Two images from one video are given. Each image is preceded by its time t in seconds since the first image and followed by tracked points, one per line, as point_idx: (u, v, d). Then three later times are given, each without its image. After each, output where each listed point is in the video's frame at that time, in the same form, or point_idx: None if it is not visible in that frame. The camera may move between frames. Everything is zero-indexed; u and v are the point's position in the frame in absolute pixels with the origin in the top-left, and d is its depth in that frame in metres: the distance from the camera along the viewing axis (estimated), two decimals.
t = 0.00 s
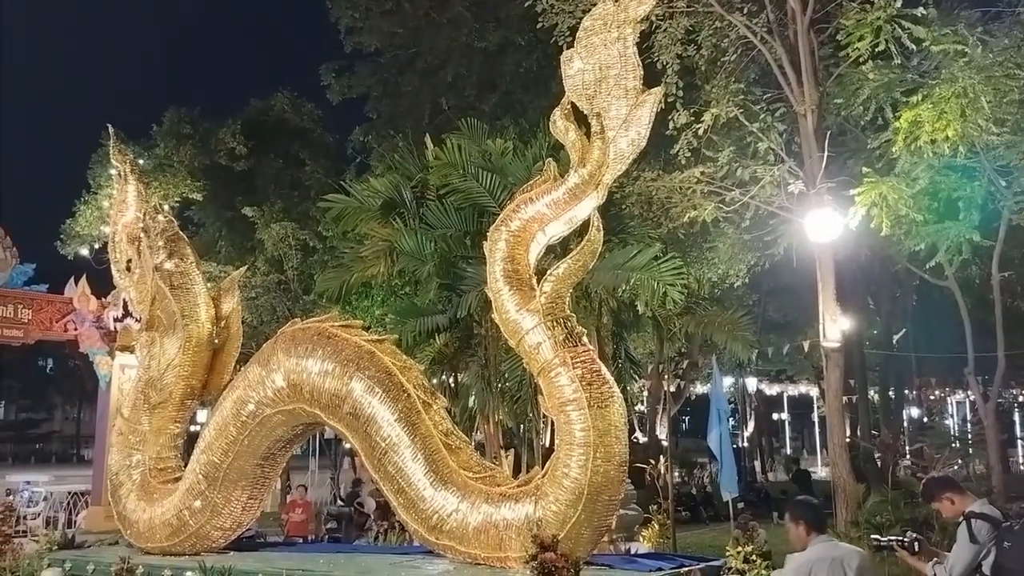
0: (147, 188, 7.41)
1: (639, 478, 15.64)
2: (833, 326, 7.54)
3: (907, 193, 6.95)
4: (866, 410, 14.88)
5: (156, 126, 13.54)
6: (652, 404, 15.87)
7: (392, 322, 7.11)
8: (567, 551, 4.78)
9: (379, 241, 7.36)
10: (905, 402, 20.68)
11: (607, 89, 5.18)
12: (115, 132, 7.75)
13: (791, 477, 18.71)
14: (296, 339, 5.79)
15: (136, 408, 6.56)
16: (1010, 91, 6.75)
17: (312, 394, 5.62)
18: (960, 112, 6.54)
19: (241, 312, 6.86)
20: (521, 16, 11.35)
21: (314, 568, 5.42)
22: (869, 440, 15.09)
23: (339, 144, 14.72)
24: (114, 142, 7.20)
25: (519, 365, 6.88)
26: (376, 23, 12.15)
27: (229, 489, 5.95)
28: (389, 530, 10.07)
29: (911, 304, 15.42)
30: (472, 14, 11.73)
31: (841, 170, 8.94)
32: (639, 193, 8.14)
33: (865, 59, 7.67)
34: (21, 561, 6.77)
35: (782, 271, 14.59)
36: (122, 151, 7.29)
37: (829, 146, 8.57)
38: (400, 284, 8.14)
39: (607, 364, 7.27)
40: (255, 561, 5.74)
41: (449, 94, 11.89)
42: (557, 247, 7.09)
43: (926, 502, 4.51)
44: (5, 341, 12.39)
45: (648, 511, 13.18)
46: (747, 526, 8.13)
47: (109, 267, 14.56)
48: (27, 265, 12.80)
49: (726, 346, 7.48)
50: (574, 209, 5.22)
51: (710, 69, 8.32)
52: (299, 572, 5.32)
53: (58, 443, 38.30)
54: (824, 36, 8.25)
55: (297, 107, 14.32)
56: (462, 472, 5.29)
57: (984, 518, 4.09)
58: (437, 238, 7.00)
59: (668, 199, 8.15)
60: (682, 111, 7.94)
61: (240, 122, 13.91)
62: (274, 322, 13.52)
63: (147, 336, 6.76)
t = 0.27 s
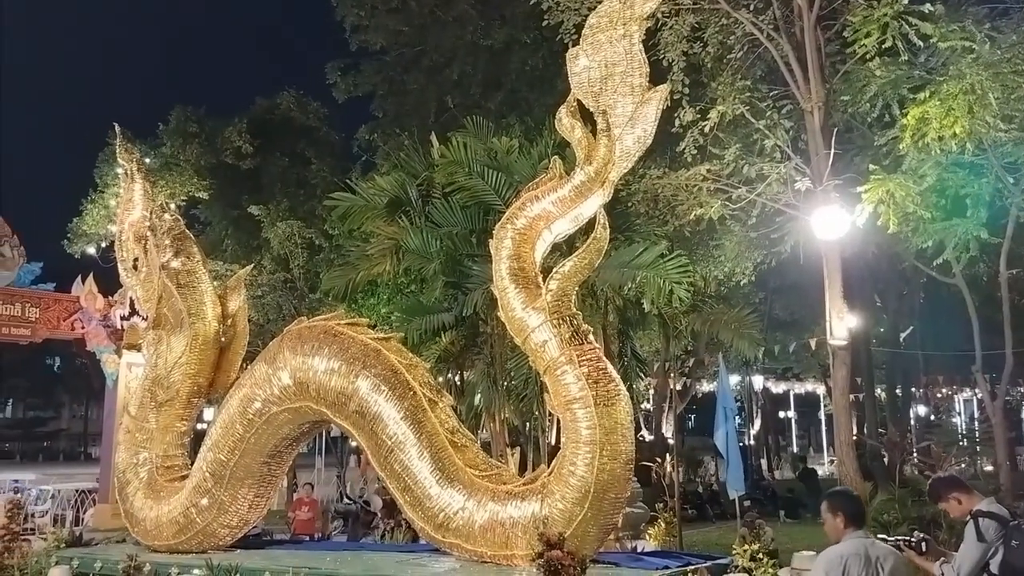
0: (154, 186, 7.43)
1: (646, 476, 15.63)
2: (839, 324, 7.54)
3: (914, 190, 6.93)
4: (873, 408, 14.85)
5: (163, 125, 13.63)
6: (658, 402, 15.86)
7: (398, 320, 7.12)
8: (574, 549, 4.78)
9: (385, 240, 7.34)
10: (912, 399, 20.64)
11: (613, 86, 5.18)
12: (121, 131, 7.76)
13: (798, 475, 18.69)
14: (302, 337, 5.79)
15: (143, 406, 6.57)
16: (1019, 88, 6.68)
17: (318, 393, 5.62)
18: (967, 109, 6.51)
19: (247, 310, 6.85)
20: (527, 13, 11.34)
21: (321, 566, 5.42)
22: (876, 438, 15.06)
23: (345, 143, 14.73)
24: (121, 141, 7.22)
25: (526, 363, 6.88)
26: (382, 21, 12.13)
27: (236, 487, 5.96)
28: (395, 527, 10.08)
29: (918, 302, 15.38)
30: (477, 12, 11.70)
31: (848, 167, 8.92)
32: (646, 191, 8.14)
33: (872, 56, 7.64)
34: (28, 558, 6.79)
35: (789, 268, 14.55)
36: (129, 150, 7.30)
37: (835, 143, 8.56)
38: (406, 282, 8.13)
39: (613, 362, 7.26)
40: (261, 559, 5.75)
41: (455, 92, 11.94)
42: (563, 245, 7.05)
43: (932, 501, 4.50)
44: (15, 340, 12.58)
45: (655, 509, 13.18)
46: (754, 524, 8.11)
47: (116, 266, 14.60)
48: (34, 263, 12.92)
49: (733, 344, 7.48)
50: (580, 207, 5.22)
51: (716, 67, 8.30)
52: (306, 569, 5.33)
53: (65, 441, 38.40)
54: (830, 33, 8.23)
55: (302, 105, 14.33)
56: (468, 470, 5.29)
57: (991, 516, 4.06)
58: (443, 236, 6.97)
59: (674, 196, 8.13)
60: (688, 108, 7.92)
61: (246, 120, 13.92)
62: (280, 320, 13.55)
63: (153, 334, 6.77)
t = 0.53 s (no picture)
0: (161, 185, 7.44)
1: (652, 475, 15.62)
2: (846, 322, 7.44)
3: (922, 187, 6.91)
4: (881, 406, 14.81)
5: (170, 124, 13.64)
6: (665, 400, 15.84)
7: (405, 318, 7.13)
8: (581, 548, 4.78)
9: (391, 238, 7.34)
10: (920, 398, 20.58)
11: (620, 84, 5.17)
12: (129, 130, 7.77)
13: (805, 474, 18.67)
14: (309, 336, 5.80)
15: (151, 404, 6.59)
16: None
17: (325, 391, 5.63)
18: (975, 106, 6.45)
19: (254, 308, 6.88)
20: (533, 11, 11.31)
21: (328, 564, 5.42)
22: (884, 436, 15.02)
23: (351, 141, 14.74)
24: (128, 140, 7.23)
25: (532, 361, 6.87)
26: (388, 19, 12.13)
27: (243, 485, 5.97)
28: (402, 525, 10.10)
29: (926, 300, 15.32)
30: (482, 9, 11.63)
31: (856, 165, 8.90)
32: (652, 189, 8.14)
33: (880, 53, 7.61)
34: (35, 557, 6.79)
35: (796, 266, 14.51)
36: (136, 149, 7.32)
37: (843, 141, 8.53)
38: (412, 281, 8.14)
39: (620, 360, 7.25)
40: (269, 557, 5.76)
41: (461, 90, 11.95)
42: (569, 243, 7.00)
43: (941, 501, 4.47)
44: (23, 338, 12.60)
45: (662, 507, 13.18)
46: (761, 522, 8.10)
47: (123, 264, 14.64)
48: (42, 261, 12.86)
49: (740, 342, 7.43)
50: (587, 205, 5.21)
51: (723, 64, 8.28)
52: (313, 567, 5.34)
53: (74, 439, 38.54)
54: (838, 29, 8.20)
55: (309, 104, 14.34)
56: (475, 468, 5.29)
57: (999, 515, 4.05)
58: (449, 234, 6.99)
59: (681, 194, 8.12)
60: (695, 105, 7.90)
61: (253, 119, 13.94)
62: (287, 318, 13.58)
63: (161, 332, 6.78)
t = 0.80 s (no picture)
0: (170, 183, 7.45)
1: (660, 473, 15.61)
2: (857, 320, 7.45)
3: (932, 185, 6.88)
4: (890, 405, 14.75)
5: (178, 123, 13.65)
6: (673, 399, 15.82)
7: (412, 316, 7.15)
8: (590, 546, 4.77)
9: (399, 237, 7.35)
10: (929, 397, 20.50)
11: (629, 82, 5.16)
12: (138, 129, 7.79)
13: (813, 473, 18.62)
14: (318, 334, 5.80)
15: (161, 402, 6.62)
16: None
17: (334, 389, 5.64)
18: (986, 103, 6.42)
19: (264, 307, 6.88)
20: (541, 9, 11.30)
21: (337, 561, 5.43)
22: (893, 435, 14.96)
23: (359, 140, 14.75)
24: (138, 139, 7.26)
25: (540, 359, 6.87)
26: (396, 18, 12.15)
27: (253, 483, 5.99)
28: (411, 523, 10.12)
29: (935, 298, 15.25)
30: (490, 8, 11.63)
31: (866, 162, 8.87)
32: (660, 187, 8.13)
33: (890, 50, 7.58)
34: (46, 554, 6.82)
35: (805, 264, 14.46)
36: (146, 148, 7.34)
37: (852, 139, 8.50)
38: (420, 279, 8.14)
39: (628, 358, 7.23)
40: (278, 554, 5.78)
41: (469, 89, 11.98)
42: (578, 241, 6.98)
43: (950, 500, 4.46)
44: (34, 336, 12.69)
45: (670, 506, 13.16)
46: (770, 521, 8.08)
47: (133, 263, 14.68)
48: (52, 260, 12.94)
49: (749, 340, 7.39)
50: (596, 203, 5.20)
51: (732, 62, 8.25)
52: (322, 565, 5.35)
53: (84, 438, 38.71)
54: (847, 27, 8.17)
55: (317, 103, 14.36)
56: (484, 466, 5.29)
57: (1009, 514, 4.04)
58: (457, 233, 6.96)
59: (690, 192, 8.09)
60: (704, 103, 7.88)
61: (261, 118, 13.97)
62: (295, 317, 13.61)
63: (170, 331, 6.80)
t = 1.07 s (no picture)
0: (181, 182, 7.48)
1: (670, 473, 15.58)
2: (868, 319, 7.44)
3: (944, 183, 6.84)
4: (901, 405, 14.69)
5: (188, 122, 13.61)
6: (682, 398, 15.79)
7: (421, 316, 7.18)
8: (599, 545, 4.77)
9: (408, 236, 7.36)
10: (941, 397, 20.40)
11: (638, 80, 5.15)
12: (149, 128, 7.82)
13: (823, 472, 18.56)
14: (328, 332, 5.81)
15: (171, 400, 6.64)
16: None
17: (344, 387, 5.65)
18: (998, 102, 6.38)
19: (274, 306, 6.89)
20: (550, 8, 11.28)
21: (347, 560, 5.44)
22: (904, 435, 14.90)
23: (368, 140, 14.76)
24: (148, 138, 7.28)
25: (550, 359, 6.86)
26: (405, 18, 12.16)
27: (263, 481, 6.00)
28: (420, 522, 10.13)
29: (947, 297, 15.18)
30: (499, 7, 11.61)
31: (877, 161, 8.84)
32: (670, 186, 8.10)
33: (901, 48, 7.54)
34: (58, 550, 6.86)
35: (815, 264, 14.40)
36: (156, 147, 7.37)
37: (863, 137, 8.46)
38: (429, 278, 8.15)
39: (637, 358, 7.21)
40: (289, 553, 5.79)
41: (477, 88, 11.94)
42: (586, 240, 6.96)
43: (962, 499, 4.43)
44: (45, 335, 12.73)
45: (679, 506, 13.14)
46: (780, 521, 8.06)
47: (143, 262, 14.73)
48: (63, 259, 12.92)
49: (758, 339, 7.35)
50: (605, 202, 5.19)
51: (741, 60, 8.22)
52: (332, 563, 5.36)
53: (95, 436, 38.94)
54: (858, 25, 8.14)
55: (326, 103, 14.39)
56: (493, 465, 5.29)
57: (1022, 513, 4.03)
58: (466, 232, 6.96)
59: (699, 191, 8.08)
60: (714, 102, 7.85)
61: (271, 118, 14.00)
62: (304, 316, 13.62)
63: (181, 329, 6.83)
